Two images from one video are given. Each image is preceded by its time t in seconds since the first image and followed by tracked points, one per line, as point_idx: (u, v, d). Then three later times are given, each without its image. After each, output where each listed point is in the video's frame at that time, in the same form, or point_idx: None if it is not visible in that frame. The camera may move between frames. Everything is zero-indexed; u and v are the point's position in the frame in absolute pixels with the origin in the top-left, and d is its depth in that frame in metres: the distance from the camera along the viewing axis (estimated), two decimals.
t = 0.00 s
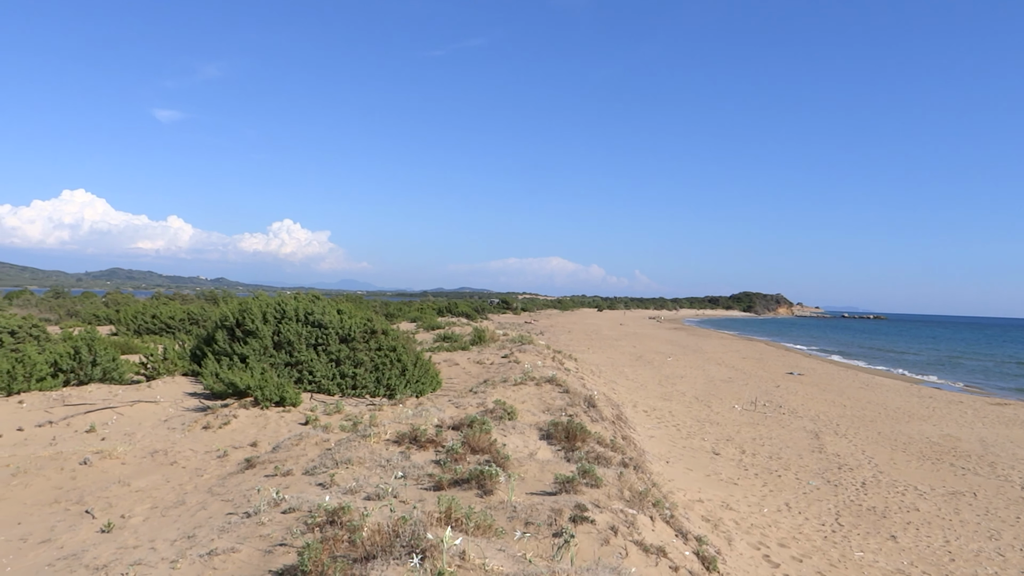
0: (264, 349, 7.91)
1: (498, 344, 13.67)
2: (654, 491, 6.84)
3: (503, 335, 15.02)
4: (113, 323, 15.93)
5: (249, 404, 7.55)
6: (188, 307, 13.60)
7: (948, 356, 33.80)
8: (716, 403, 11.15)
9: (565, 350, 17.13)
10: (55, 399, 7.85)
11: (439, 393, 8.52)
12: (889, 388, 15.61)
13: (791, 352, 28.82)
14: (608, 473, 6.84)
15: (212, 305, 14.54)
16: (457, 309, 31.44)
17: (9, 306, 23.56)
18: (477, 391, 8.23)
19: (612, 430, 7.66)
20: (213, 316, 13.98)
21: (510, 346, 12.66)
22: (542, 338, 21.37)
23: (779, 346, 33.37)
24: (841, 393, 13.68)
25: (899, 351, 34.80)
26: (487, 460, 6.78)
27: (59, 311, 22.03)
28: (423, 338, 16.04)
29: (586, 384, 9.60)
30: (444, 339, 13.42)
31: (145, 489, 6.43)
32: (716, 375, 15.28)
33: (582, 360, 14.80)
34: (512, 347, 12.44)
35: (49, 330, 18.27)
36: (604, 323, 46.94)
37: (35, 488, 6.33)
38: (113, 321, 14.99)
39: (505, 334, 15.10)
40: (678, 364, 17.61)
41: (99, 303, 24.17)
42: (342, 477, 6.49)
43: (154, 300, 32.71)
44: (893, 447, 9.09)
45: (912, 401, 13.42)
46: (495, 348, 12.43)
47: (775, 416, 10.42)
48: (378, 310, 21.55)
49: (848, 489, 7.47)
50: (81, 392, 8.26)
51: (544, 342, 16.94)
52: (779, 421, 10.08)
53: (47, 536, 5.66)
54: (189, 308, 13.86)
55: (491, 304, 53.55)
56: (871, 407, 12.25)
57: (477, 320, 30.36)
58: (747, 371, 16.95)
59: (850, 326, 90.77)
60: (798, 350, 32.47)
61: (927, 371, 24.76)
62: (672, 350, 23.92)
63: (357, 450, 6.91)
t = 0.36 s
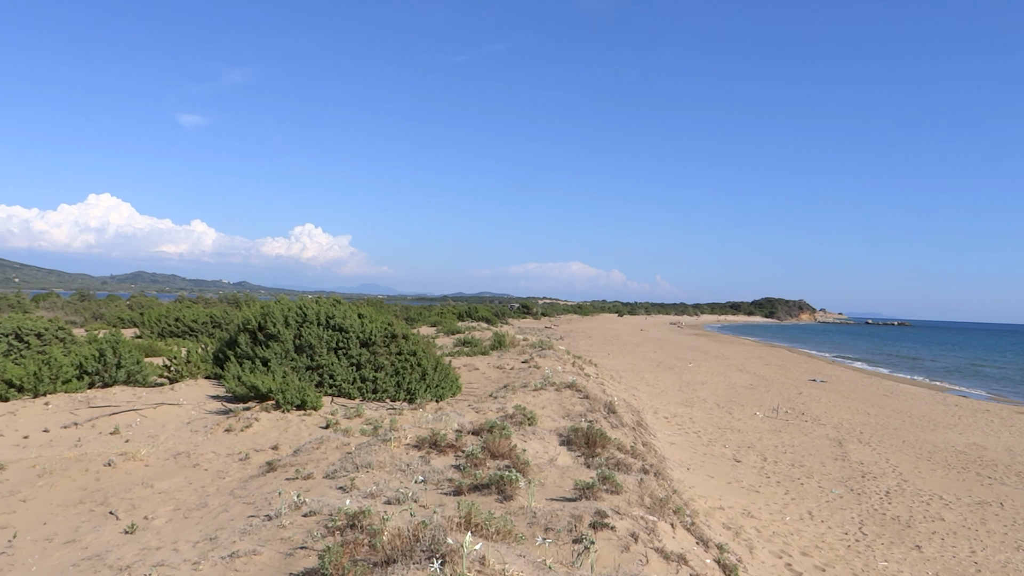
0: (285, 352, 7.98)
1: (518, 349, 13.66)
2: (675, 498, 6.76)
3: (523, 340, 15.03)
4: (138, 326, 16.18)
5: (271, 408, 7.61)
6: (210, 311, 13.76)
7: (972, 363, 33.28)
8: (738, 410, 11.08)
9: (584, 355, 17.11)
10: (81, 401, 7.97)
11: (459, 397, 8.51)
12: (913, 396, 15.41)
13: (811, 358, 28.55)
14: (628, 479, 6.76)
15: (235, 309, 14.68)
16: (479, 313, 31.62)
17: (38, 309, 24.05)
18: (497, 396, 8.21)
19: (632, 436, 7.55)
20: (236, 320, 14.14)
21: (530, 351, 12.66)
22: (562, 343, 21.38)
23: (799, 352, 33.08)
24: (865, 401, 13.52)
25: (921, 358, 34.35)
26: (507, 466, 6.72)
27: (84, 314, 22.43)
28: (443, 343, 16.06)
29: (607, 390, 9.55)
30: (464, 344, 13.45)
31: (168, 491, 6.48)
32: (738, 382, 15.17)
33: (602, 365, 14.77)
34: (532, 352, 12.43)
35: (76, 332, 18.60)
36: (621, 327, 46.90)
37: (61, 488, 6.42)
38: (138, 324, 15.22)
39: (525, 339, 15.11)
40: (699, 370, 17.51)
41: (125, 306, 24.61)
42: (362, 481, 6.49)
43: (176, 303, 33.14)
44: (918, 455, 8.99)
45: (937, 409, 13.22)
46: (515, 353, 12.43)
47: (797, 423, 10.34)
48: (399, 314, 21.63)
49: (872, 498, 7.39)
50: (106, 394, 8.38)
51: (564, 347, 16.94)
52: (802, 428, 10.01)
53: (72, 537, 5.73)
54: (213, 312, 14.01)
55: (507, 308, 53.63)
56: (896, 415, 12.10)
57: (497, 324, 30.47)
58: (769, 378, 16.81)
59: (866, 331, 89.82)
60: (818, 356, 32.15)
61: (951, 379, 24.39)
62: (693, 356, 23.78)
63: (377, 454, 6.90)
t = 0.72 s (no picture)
0: (330, 358, 8.13)
1: (560, 356, 13.66)
2: (719, 508, 6.50)
3: (565, 347, 15.03)
4: (187, 331, 16.70)
5: (316, 413, 7.74)
6: (257, 317, 14.10)
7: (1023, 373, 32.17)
8: (784, 419, 10.92)
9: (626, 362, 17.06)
10: (132, 404, 8.23)
11: (501, 404, 8.50)
12: (966, 407, 14.96)
13: (854, 365, 27.97)
14: (672, 488, 6.51)
15: (281, 315, 15.02)
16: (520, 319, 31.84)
17: (93, 315, 25.04)
18: (539, 403, 8.15)
19: (675, 445, 7.30)
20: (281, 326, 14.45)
21: (572, 358, 12.65)
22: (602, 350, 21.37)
23: (839, 360, 32.44)
24: (916, 411, 13.17)
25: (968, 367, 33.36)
26: (549, 473, 6.56)
27: (136, 319, 23.19)
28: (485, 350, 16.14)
29: (650, 398, 9.45)
30: (506, 350, 13.51)
31: (216, 493, 6.59)
32: (783, 391, 14.92)
33: (645, 373, 14.70)
34: (574, 359, 12.42)
35: (130, 337, 19.30)
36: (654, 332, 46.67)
37: (114, 489, 6.60)
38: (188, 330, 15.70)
39: (566, 346, 15.12)
40: (743, 378, 17.30)
41: (175, 311, 25.41)
42: (405, 487, 6.42)
43: (219, 308, 34.02)
44: (971, 467, 8.78)
45: (993, 421, 12.81)
46: (557, 360, 12.42)
47: (845, 433, 10.17)
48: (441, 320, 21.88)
49: (923, 510, 7.22)
50: (157, 398, 8.64)
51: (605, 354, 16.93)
52: (850, 437, 9.86)
53: (124, 537, 5.88)
54: (258, 318, 14.34)
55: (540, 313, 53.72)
56: (949, 426, 11.76)
57: (537, 330, 30.59)
58: (816, 387, 16.50)
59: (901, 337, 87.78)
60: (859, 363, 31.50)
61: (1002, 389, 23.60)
62: (736, 364, 23.45)
63: (419, 459, 6.85)
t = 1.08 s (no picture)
0: (378, 367, 8.27)
1: (606, 366, 13.64)
2: (771, 523, 6.10)
3: (611, 357, 15.02)
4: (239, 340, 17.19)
5: (364, 421, 7.86)
6: (306, 326, 14.42)
7: None
8: (836, 432, 10.73)
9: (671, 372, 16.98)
10: (186, 411, 8.46)
11: (547, 414, 8.47)
12: None
13: (902, 377, 27.27)
14: (721, 501, 6.15)
15: (330, 324, 15.30)
16: (566, 328, 32.08)
17: (149, 324, 26.01)
18: (586, 414, 8.10)
19: (724, 457, 7.11)
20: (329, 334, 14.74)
21: (618, 368, 12.61)
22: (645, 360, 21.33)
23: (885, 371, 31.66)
24: (975, 425, 12.76)
25: None
26: (597, 484, 6.32)
27: (190, 327, 23.86)
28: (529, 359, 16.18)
29: (698, 409, 9.34)
30: (552, 360, 13.55)
31: (267, 500, 6.65)
32: (835, 403, 14.62)
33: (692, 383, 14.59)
34: (621, 369, 12.37)
35: (186, 345, 19.99)
36: (692, 342, 46.26)
37: (169, 494, 6.74)
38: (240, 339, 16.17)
39: (613, 357, 15.12)
40: (793, 390, 17.03)
41: (227, 320, 26.20)
42: (452, 496, 6.31)
43: (265, 316, 34.85)
44: None
45: None
46: (603, 370, 12.38)
47: (901, 447, 9.96)
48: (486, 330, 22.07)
49: (984, 528, 6.97)
50: (209, 405, 8.88)
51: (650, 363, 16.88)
52: (905, 451, 9.64)
53: (178, 542, 5.99)
54: (307, 326, 14.67)
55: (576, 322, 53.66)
56: (1011, 442, 11.36)
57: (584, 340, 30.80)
58: (869, 399, 16.13)
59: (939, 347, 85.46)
60: (907, 375, 30.71)
61: None
62: (785, 375, 23.04)
63: (467, 468, 6.79)
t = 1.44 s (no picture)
0: (409, 375, 8.36)
1: (637, 375, 13.61)
2: (807, 535, 5.82)
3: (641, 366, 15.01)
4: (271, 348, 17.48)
5: (395, 429, 7.93)
6: (337, 335, 14.67)
7: None
8: (871, 443, 10.61)
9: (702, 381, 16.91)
10: (220, 419, 8.62)
11: (578, 423, 8.45)
12: None
13: (936, 386, 26.79)
14: (755, 513, 5.94)
15: (361, 333, 15.48)
16: (596, 336, 32.14)
17: (184, 332, 26.58)
18: (617, 423, 8.07)
19: (757, 467, 7.01)
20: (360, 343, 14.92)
21: (649, 377, 12.58)
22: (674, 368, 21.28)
23: (918, 380, 31.09)
24: (1016, 437, 12.49)
25: None
26: (629, 494, 6.20)
27: (223, 335, 24.27)
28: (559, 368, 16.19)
29: (730, 419, 9.26)
30: (581, 368, 13.58)
31: (300, 508, 6.69)
32: (870, 413, 14.42)
33: (723, 392, 14.51)
34: (651, 378, 12.33)
35: (219, 353, 20.35)
36: (717, 350, 45.90)
37: (204, 501, 6.81)
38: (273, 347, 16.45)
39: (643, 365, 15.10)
40: (827, 400, 16.83)
41: (260, 328, 26.67)
42: (484, 505, 6.25)
43: (293, 324, 35.31)
44: None
45: None
46: (634, 379, 12.35)
47: (938, 458, 9.82)
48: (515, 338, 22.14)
49: None
50: (243, 413, 9.04)
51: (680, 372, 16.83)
52: (942, 463, 9.49)
53: (213, 549, 6.04)
54: (338, 335, 14.89)
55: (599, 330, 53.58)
56: None
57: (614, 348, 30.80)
58: (906, 410, 15.87)
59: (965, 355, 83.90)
60: (940, 384, 30.12)
61: None
62: (818, 384, 22.73)
63: (499, 477, 6.77)
